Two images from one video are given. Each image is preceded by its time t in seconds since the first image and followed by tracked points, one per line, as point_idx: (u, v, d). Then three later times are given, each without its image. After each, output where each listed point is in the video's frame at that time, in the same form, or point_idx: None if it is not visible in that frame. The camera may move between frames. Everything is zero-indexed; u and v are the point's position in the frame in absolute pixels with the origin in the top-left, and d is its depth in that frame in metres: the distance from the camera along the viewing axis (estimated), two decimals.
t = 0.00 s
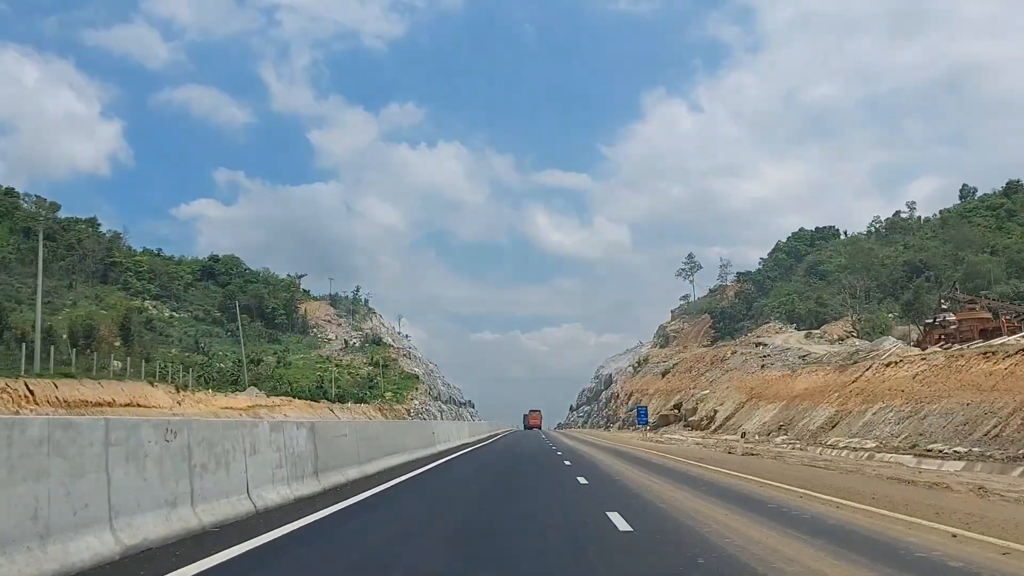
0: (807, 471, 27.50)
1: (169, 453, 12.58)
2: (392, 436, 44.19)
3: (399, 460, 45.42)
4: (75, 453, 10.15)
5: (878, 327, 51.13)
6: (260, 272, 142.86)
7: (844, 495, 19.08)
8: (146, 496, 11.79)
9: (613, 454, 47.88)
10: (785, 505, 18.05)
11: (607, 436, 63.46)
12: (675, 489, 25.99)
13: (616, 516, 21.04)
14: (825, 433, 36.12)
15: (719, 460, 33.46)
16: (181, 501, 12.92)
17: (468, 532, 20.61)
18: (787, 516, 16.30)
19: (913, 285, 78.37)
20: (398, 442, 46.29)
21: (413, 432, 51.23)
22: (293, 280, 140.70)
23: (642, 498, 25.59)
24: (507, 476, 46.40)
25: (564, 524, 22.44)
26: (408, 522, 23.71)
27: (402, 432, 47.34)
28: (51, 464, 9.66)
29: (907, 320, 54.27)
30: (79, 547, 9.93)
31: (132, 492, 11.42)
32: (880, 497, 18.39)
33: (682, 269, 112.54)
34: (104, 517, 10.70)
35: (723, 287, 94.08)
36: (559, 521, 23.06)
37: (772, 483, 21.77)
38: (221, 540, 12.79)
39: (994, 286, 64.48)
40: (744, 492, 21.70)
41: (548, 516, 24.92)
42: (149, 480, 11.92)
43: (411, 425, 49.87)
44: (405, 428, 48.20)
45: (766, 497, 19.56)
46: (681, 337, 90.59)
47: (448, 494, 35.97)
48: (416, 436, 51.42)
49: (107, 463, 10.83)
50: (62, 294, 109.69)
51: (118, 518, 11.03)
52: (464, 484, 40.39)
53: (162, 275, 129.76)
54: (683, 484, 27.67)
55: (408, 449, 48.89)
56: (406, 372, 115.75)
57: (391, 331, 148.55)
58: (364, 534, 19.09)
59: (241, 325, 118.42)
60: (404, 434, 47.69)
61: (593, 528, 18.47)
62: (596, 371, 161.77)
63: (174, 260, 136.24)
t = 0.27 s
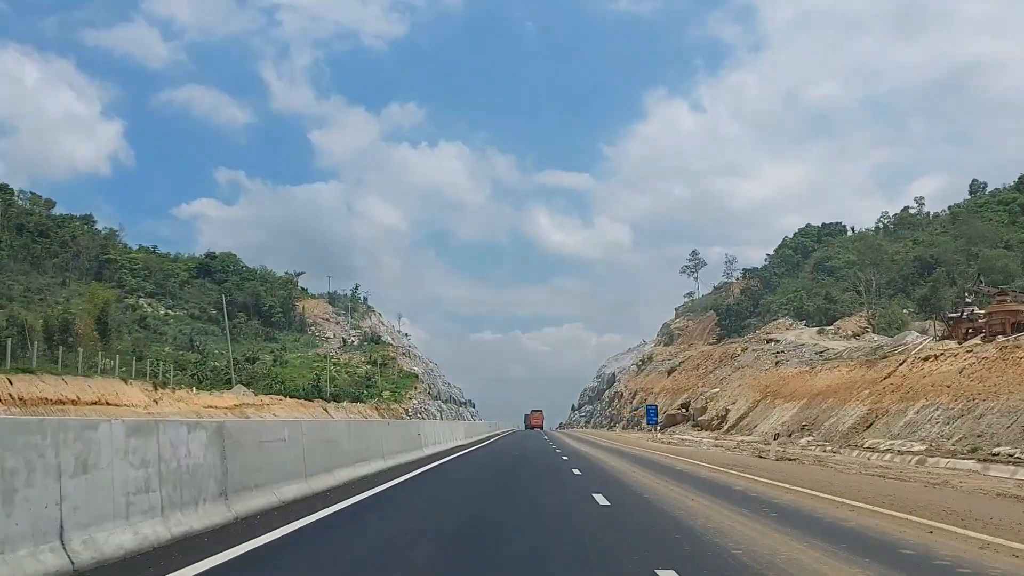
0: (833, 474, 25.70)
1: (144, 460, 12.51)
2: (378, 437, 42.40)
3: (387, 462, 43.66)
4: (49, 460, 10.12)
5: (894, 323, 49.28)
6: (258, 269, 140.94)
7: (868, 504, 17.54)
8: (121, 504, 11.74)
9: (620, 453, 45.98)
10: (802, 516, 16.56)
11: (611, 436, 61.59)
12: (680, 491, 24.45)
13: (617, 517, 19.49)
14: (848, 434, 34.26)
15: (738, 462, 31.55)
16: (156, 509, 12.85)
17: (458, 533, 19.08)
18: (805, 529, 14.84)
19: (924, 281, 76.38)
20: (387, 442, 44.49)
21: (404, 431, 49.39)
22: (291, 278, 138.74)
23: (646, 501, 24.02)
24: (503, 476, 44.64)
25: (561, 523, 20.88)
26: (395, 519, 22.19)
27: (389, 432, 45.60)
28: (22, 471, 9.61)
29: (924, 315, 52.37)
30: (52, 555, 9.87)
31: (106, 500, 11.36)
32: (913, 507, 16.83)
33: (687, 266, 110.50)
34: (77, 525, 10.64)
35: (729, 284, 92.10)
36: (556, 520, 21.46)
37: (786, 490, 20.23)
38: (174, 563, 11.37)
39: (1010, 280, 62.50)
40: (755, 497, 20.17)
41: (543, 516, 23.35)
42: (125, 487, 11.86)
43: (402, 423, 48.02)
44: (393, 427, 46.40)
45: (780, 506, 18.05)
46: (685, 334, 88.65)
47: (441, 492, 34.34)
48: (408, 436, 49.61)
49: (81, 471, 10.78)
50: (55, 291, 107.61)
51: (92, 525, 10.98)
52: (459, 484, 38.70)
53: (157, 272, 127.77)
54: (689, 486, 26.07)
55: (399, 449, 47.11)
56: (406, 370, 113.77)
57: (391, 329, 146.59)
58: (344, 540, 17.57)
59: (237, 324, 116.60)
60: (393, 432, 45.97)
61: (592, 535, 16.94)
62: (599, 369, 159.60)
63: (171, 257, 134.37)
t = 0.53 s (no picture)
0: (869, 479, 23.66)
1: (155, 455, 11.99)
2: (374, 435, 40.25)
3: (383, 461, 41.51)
4: (60, 454, 9.62)
5: (912, 319, 47.30)
6: (255, 268, 138.80)
7: (916, 515, 15.67)
8: (132, 500, 11.24)
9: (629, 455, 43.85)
10: (839, 524, 14.76)
11: (616, 437, 59.50)
12: (694, 492, 22.60)
13: (627, 517, 17.62)
14: (874, 434, 32.23)
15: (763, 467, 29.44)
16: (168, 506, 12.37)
17: (451, 537, 17.22)
18: (848, 538, 13.04)
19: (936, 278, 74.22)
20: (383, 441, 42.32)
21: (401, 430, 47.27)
22: (289, 277, 136.68)
23: (657, 501, 22.15)
24: (505, 477, 42.55)
25: (566, 524, 19.03)
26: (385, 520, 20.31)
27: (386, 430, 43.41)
28: (31, 467, 9.12)
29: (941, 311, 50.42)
30: (27, 561, 8.76)
31: (118, 496, 10.86)
32: (972, 521, 14.97)
33: (690, 264, 108.43)
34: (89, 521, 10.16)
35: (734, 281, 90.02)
36: (561, 522, 19.62)
37: (816, 494, 18.38)
38: (121, 574, 9.66)
39: None
40: (780, 503, 18.30)
41: (547, 519, 21.43)
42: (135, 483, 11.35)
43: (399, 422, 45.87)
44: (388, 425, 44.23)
45: (811, 512, 16.21)
46: (690, 333, 86.59)
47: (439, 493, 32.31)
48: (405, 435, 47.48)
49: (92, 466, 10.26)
50: (48, 289, 105.44)
51: (105, 523, 10.51)
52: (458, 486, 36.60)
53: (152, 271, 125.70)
54: (704, 488, 24.17)
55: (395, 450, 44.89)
56: (405, 370, 111.68)
57: (390, 329, 144.55)
58: (325, 545, 15.73)
59: (233, 323, 114.59)
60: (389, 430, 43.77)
61: (603, 539, 15.14)
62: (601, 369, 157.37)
63: (166, 256, 132.33)
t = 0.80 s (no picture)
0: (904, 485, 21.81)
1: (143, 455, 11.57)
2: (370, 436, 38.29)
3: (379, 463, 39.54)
4: (33, 458, 9.24)
5: (931, 314, 45.33)
6: (252, 266, 136.74)
7: (970, 528, 13.87)
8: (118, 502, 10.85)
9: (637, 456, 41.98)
10: (885, 537, 12.99)
11: (620, 437, 57.56)
12: (711, 496, 20.81)
13: (639, 521, 15.87)
14: (902, 434, 30.34)
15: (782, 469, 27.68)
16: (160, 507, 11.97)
17: (446, 543, 15.47)
18: (900, 557, 11.33)
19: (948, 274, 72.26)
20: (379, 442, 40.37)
21: (399, 430, 45.29)
22: (286, 274, 134.64)
23: (669, 504, 20.40)
24: (507, 480, 40.58)
25: (571, 528, 17.25)
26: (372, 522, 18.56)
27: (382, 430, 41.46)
28: None
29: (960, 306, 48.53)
30: None
31: (101, 500, 10.46)
32: None
33: (694, 261, 106.42)
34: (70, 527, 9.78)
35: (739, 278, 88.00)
36: (564, 525, 17.83)
37: (849, 501, 16.60)
38: None
39: None
40: (809, 511, 16.52)
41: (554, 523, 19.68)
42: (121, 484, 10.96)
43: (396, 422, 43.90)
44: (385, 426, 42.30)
45: (848, 523, 14.45)
46: (695, 330, 84.61)
47: (436, 495, 30.46)
48: (403, 435, 45.48)
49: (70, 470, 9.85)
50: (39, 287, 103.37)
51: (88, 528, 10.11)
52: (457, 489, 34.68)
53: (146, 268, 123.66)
54: (720, 490, 22.37)
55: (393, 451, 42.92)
56: (403, 369, 109.74)
57: (388, 327, 142.57)
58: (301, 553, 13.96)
59: (229, 321, 112.69)
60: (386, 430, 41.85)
61: (615, 549, 13.35)
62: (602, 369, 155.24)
63: (161, 253, 130.39)
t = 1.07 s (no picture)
0: (953, 498, 19.88)
1: (143, 453, 11.91)
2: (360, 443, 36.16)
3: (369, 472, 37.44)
4: (37, 464, 9.56)
5: (951, 309, 43.46)
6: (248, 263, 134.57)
7: None
8: (121, 505, 11.14)
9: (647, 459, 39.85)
10: (948, 568, 11.24)
11: (624, 439, 55.56)
12: (736, 512, 18.99)
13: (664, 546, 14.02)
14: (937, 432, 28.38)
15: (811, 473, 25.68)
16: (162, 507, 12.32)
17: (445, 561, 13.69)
18: None
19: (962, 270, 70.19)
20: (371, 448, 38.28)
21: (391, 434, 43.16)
22: (282, 272, 132.47)
23: (691, 522, 18.49)
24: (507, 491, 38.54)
25: (581, 546, 15.43)
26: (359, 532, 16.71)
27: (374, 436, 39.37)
28: None
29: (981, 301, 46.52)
30: None
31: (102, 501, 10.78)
32: None
33: (698, 257, 104.23)
34: (71, 525, 10.05)
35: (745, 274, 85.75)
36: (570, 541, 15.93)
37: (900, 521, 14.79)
38: None
39: None
40: (853, 539, 14.69)
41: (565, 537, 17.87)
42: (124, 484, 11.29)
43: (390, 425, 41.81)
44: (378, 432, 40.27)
45: (906, 551, 12.65)
46: (700, 328, 82.54)
47: (434, 501, 28.51)
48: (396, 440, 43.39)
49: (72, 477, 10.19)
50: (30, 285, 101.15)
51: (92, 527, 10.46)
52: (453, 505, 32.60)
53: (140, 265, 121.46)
54: (745, 505, 20.55)
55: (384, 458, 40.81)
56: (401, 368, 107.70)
57: (387, 325, 140.48)
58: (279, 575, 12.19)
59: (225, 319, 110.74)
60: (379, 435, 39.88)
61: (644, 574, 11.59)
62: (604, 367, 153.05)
63: (156, 249, 128.17)
